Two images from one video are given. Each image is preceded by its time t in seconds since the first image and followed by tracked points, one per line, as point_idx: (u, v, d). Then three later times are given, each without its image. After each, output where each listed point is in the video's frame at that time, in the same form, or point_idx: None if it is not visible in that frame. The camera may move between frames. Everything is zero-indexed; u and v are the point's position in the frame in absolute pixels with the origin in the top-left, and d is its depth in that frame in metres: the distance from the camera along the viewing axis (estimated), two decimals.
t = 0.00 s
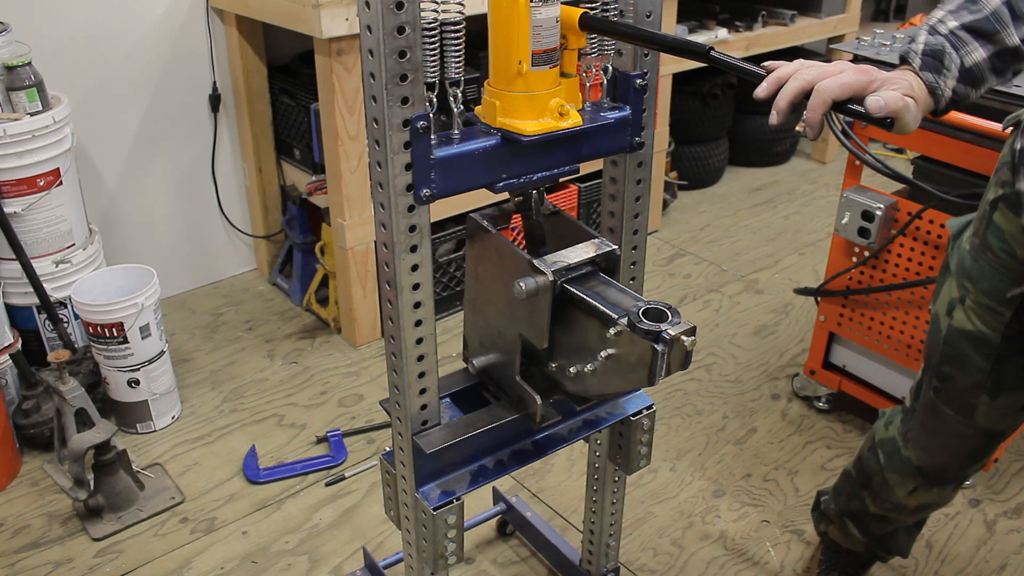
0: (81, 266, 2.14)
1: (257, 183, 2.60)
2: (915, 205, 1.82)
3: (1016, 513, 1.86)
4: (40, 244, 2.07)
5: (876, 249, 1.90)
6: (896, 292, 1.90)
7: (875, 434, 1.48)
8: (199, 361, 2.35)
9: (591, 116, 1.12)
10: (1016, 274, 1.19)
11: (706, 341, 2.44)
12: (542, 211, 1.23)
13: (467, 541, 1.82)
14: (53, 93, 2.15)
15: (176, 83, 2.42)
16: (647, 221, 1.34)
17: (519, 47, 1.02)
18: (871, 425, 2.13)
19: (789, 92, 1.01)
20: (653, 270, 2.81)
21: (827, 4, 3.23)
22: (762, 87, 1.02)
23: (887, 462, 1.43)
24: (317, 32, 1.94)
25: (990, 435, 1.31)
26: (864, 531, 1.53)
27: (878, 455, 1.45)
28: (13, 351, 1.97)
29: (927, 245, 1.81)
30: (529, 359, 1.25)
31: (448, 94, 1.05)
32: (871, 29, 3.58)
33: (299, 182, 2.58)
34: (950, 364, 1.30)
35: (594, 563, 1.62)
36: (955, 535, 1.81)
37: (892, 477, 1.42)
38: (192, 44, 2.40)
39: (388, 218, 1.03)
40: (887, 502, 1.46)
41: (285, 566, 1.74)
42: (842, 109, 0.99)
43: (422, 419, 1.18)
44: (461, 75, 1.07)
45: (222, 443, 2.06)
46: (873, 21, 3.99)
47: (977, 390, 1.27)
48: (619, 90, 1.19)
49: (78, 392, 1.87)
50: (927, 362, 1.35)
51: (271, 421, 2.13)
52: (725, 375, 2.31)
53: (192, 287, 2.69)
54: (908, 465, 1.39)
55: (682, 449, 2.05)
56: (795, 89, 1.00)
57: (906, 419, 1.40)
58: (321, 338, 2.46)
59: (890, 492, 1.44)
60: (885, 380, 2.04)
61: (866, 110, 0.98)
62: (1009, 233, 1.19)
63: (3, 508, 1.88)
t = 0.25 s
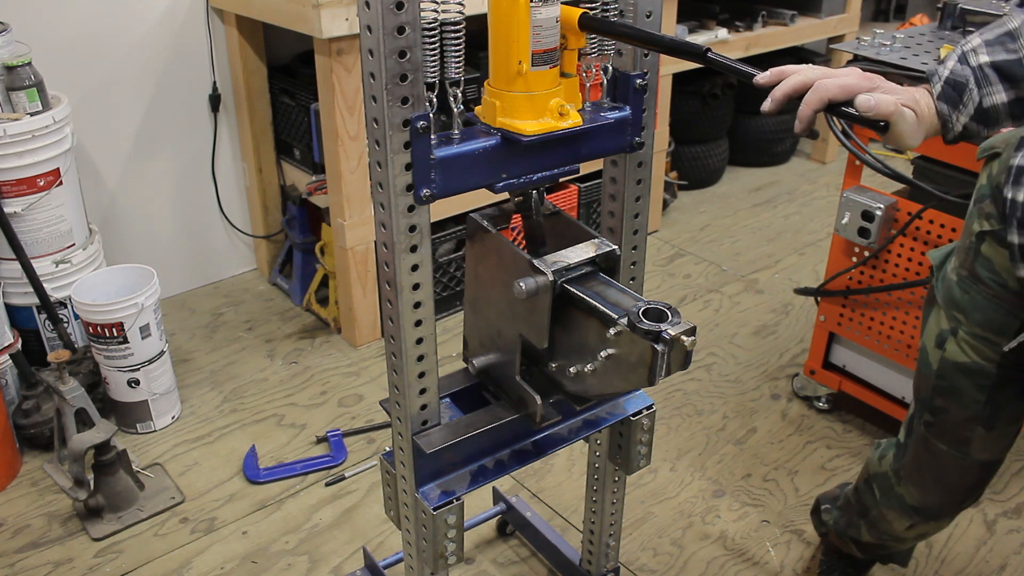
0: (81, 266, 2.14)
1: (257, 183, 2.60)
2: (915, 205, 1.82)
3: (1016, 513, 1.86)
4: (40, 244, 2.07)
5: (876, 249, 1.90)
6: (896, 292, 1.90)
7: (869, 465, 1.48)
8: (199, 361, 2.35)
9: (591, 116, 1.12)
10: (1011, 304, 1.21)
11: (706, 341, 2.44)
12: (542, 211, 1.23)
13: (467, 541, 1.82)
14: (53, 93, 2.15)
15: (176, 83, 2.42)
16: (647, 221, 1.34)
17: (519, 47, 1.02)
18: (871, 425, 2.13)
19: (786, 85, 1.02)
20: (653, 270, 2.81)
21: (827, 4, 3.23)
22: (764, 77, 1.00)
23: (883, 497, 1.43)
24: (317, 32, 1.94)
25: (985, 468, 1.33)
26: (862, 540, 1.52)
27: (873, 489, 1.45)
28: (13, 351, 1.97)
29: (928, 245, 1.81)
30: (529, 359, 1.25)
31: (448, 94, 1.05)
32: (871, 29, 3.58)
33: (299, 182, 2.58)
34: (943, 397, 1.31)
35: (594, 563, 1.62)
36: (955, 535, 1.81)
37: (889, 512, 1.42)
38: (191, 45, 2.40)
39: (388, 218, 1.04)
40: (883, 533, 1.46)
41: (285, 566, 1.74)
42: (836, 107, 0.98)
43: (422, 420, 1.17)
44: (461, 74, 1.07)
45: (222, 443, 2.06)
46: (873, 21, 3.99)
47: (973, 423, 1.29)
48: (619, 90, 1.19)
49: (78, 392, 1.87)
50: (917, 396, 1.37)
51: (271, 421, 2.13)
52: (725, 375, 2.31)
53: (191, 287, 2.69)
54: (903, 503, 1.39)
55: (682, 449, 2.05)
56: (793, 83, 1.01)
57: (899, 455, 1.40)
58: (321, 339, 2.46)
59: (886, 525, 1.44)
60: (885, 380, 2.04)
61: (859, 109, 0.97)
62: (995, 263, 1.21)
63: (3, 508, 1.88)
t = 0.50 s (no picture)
0: (81, 265, 2.14)
1: (257, 183, 2.60)
2: (915, 205, 1.82)
3: (1016, 513, 1.86)
4: (40, 244, 2.07)
5: (876, 249, 1.90)
6: (896, 292, 1.90)
7: (865, 464, 1.48)
8: (199, 361, 2.35)
9: (591, 116, 1.12)
10: (1011, 305, 1.22)
11: (706, 341, 2.44)
12: (542, 211, 1.23)
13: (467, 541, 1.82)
14: (53, 93, 2.15)
15: (177, 83, 2.42)
16: (646, 221, 1.34)
17: (519, 47, 1.02)
18: (871, 425, 2.13)
19: (777, 90, 1.01)
20: (653, 270, 2.81)
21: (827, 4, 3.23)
22: (753, 82, 0.98)
23: (878, 496, 1.43)
24: (317, 33, 1.94)
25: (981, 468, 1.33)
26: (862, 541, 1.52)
27: (869, 488, 1.45)
28: (13, 351, 1.97)
29: (927, 246, 1.81)
30: (529, 359, 1.25)
31: (448, 94, 1.05)
32: (871, 30, 3.58)
33: (299, 182, 2.58)
34: (940, 397, 1.31)
35: (594, 563, 1.62)
36: (955, 535, 1.81)
37: (885, 512, 1.42)
38: (192, 45, 2.40)
39: (388, 218, 1.04)
40: (878, 532, 1.46)
41: (285, 566, 1.74)
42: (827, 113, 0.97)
43: (422, 420, 1.17)
44: (461, 74, 1.07)
45: (222, 443, 2.06)
46: (873, 21, 3.99)
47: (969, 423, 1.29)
48: (619, 89, 1.20)
49: (78, 392, 1.87)
50: (915, 396, 1.36)
51: (271, 421, 2.13)
52: (725, 375, 2.31)
53: (191, 287, 2.69)
54: (898, 502, 1.39)
55: (682, 449, 2.05)
56: (785, 86, 1.00)
57: (895, 455, 1.40)
58: (321, 338, 2.46)
59: (883, 525, 1.44)
60: (885, 380, 2.04)
61: (847, 117, 0.96)
62: (996, 265, 1.22)
63: (3, 508, 1.88)
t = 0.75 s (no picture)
0: (81, 266, 2.14)
1: (257, 183, 2.60)
2: (915, 205, 1.82)
3: (1016, 513, 1.86)
4: (40, 244, 2.07)
5: (876, 249, 1.90)
6: (896, 292, 1.90)
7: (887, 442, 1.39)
8: (199, 361, 2.35)
9: (591, 116, 1.12)
10: None
11: (706, 341, 2.44)
12: (542, 211, 1.23)
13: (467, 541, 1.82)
14: (53, 93, 2.15)
15: (177, 83, 2.42)
16: (647, 221, 1.34)
17: (519, 47, 1.02)
18: (871, 425, 2.13)
19: (786, 90, 0.99)
20: (653, 270, 2.81)
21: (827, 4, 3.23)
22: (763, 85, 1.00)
23: (893, 473, 1.34)
24: (317, 32, 1.94)
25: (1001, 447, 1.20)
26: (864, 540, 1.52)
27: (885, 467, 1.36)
28: (13, 351, 1.97)
29: (927, 246, 1.81)
30: (529, 359, 1.25)
31: (448, 93, 1.05)
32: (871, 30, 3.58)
33: (299, 182, 2.58)
34: (966, 361, 1.21)
35: (594, 563, 1.62)
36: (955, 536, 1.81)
37: (897, 488, 1.32)
38: (192, 45, 2.40)
39: (388, 219, 1.04)
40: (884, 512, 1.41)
41: (285, 566, 1.74)
42: (839, 108, 0.96)
43: (422, 419, 1.17)
44: (461, 75, 1.07)
45: (222, 443, 2.06)
46: (873, 21, 3.99)
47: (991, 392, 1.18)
48: (619, 89, 1.19)
49: (78, 392, 1.87)
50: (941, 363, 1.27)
51: (271, 421, 2.13)
52: (725, 375, 2.31)
53: (191, 287, 2.69)
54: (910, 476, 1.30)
55: (682, 449, 2.05)
56: (796, 84, 0.98)
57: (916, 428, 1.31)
58: (321, 338, 2.46)
59: (894, 505, 1.33)
60: (886, 379, 2.04)
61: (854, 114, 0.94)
62: None
63: (3, 508, 1.88)
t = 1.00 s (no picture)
0: (81, 266, 2.15)
1: (257, 183, 2.60)
2: (915, 205, 1.82)
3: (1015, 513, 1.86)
4: (40, 244, 2.07)
5: (876, 249, 1.90)
6: (896, 292, 1.90)
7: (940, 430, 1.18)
8: (199, 361, 2.35)
9: (591, 116, 1.12)
10: None
11: (706, 341, 2.44)
12: (542, 211, 1.23)
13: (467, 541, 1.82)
14: (53, 93, 2.15)
15: (177, 83, 2.42)
16: (646, 221, 1.34)
17: (519, 47, 1.02)
18: (871, 425, 2.13)
19: (808, 81, 0.95)
20: (653, 270, 2.81)
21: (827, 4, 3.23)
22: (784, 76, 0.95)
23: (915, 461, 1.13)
24: (317, 32, 1.94)
25: (1016, 440, 0.74)
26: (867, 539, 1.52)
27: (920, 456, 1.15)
28: (13, 351, 1.97)
29: (928, 245, 1.81)
30: (529, 359, 1.25)
31: (448, 94, 1.05)
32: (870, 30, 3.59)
33: (299, 182, 2.58)
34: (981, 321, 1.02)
35: (594, 563, 1.62)
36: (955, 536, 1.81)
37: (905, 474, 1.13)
38: (192, 45, 2.40)
39: (388, 219, 1.04)
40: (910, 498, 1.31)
41: (285, 566, 1.74)
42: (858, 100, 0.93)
43: (422, 420, 1.17)
44: (461, 75, 1.07)
45: (222, 443, 2.06)
46: (873, 21, 3.99)
47: (1005, 373, 0.74)
48: (619, 90, 1.19)
49: (78, 392, 1.87)
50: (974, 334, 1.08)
51: (271, 421, 2.13)
52: (725, 375, 2.31)
53: (191, 287, 2.69)
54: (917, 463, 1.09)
55: (682, 449, 2.05)
56: (820, 75, 0.94)
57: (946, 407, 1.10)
58: (321, 338, 2.46)
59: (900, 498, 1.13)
60: (886, 380, 2.03)
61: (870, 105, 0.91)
62: None
63: (3, 508, 1.88)
